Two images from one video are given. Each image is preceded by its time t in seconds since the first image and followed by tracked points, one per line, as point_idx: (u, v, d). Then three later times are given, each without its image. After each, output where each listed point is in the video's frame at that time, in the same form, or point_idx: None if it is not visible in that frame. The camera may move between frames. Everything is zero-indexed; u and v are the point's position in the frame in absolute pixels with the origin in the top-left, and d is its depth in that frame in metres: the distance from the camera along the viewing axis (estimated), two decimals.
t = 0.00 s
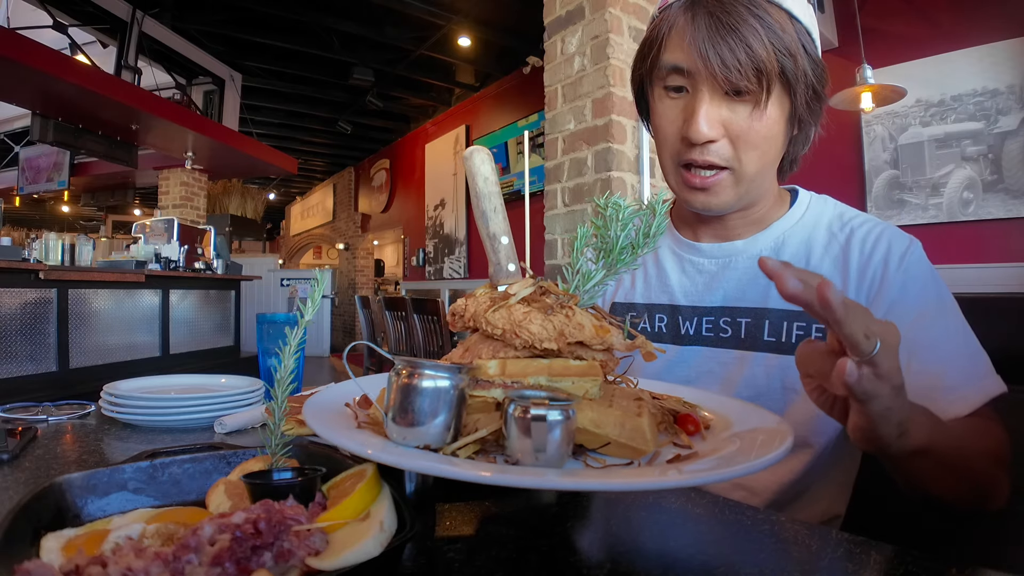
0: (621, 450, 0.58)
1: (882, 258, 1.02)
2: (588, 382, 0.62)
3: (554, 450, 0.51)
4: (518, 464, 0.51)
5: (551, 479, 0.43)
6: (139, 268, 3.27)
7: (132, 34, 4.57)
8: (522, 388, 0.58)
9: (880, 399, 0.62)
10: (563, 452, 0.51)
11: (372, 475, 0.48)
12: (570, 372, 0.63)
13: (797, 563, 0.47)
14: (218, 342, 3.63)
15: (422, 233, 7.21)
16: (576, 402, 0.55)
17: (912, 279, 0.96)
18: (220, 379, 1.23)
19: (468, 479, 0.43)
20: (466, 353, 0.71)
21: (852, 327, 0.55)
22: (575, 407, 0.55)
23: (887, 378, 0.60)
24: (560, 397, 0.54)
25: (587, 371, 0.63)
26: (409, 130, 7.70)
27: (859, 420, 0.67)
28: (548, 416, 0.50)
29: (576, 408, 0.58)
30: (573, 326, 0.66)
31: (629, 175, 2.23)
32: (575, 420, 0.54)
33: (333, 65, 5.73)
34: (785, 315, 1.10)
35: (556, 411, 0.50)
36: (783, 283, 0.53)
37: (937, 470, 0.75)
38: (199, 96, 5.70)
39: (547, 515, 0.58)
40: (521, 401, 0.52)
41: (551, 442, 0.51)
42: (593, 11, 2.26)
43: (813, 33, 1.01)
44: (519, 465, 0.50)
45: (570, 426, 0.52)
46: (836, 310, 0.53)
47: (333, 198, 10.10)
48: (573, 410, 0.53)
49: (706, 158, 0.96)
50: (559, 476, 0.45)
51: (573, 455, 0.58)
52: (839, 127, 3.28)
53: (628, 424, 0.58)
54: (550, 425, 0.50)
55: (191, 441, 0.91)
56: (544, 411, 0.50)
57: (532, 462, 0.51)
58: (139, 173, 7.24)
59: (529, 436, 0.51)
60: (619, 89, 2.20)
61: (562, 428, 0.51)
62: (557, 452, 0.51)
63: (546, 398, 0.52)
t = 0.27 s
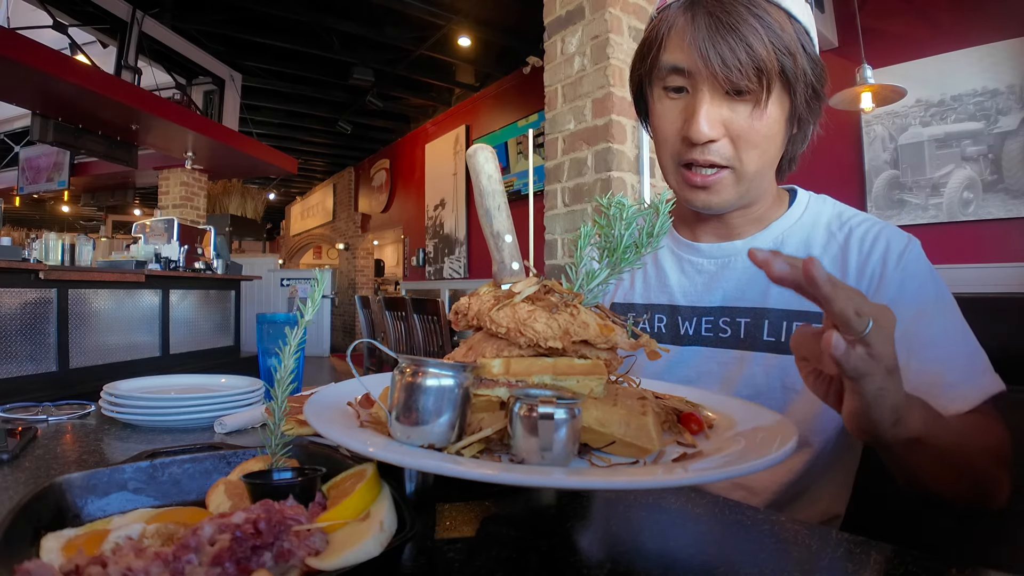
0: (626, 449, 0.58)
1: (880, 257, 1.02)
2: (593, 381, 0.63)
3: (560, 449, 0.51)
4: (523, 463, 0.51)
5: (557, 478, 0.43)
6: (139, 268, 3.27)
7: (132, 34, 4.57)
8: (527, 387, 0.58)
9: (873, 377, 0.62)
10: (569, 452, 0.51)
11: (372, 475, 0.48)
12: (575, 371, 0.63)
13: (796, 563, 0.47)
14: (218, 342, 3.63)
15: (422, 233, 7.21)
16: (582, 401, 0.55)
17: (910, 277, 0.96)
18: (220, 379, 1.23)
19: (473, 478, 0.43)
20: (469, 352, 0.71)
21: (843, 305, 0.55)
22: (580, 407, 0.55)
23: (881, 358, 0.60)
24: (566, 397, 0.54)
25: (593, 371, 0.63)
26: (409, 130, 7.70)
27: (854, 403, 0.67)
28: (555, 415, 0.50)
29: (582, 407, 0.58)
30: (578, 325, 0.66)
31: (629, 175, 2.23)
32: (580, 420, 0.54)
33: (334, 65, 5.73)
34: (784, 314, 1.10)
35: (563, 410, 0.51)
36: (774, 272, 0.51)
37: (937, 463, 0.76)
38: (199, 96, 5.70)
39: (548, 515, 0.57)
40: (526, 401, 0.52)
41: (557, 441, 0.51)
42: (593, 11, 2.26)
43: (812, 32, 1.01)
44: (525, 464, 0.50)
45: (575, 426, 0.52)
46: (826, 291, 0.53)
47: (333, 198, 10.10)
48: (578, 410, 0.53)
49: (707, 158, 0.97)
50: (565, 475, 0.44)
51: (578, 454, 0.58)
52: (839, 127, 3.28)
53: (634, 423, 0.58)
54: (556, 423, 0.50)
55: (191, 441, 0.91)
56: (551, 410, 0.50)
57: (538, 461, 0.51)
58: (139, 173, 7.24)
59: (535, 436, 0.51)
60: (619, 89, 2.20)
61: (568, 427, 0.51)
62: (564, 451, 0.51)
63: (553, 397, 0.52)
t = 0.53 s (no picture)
0: (623, 454, 0.58)
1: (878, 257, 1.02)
2: (592, 386, 0.63)
3: (557, 455, 0.51)
4: (521, 470, 0.51)
5: (554, 486, 0.43)
6: (139, 268, 3.27)
7: (132, 34, 4.57)
8: (524, 392, 0.58)
9: (883, 305, 0.60)
10: (566, 457, 0.51)
11: (372, 476, 0.48)
12: (573, 377, 0.63)
13: (796, 563, 0.48)
14: (218, 342, 3.63)
15: (422, 233, 7.21)
16: (580, 406, 0.55)
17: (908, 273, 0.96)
18: (221, 379, 1.23)
19: (468, 486, 0.42)
20: (468, 356, 0.71)
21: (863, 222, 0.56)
22: (577, 412, 0.55)
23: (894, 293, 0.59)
24: (564, 403, 0.54)
25: (591, 376, 0.63)
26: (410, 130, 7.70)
27: (860, 338, 0.64)
28: (551, 422, 0.50)
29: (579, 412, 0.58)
30: (575, 330, 0.66)
31: (629, 175, 2.23)
32: (577, 425, 0.54)
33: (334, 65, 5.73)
34: (784, 314, 1.10)
35: (559, 417, 0.50)
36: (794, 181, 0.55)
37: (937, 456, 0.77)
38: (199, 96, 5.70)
39: (547, 515, 0.57)
40: (524, 406, 0.52)
41: (553, 446, 0.51)
42: (593, 11, 2.26)
43: (812, 27, 1.03)
44: (522, 470, 0.50)
45: (573, 431, 0.52)
46: (850, 201, 0.53)
47: (333, 198, 10.10)
48: (576, 416, 0.53)
49: (715, 149, 0.95)
50: (563, 482, 0.44)
51: (576, 459, 0.58)
52: (839, 127, 3.28)
53: (632, 428, 0.58)
54: (553, 430, 0.50)
55: (191, 441, 0.91)
56: (547, 416, 0.50)
57: (535, 467, 0.51)
58: (139, 173, 7.24)
59: (532, 442, 0.51)
60: (619, 89, 2.20)
61: (565, 433, 0.51)
62: (560, 457, 0.51)
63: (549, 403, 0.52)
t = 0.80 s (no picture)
0: (623, 450, 0.58)
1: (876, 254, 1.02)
2: (589, 382, 0.62)
3: (556, 451, 0.51)
4: (520, 464, 0.51)
5: (552, 480, 0.43)
6: (139, 267, 3.27)
7: (132, 34, 4.58)
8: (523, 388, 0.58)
9: (869, 318, 0.57)
10: (564, 452, 0.51)
11: (372, 475, 0.48)
12: (571, 372, 0.63)
13: (797, 563, 0.47)
14: (218, 342, 3.63)
15: (422, 233, 7.21)
16: (578, 401, 0.55)
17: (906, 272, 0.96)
18: (221, 379, 1.23)
19: (468, 479, 0.43)
20: (466, 353, 0.71)
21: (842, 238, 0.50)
22: (576, 407, 0.55)
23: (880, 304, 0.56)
24: (562, 398, 0.54)
25: (589, 372, 0.63)
26: (410, 130, 7.71)
27: (847, 350, 0.62)
28: (549, 416, 0.50)
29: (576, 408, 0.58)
30: (573, 326, 0.66)
31: (629, 175, 2.23)
32: (576, 420, 0.54)
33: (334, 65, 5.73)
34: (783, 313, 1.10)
35: (558, 411, 0.50)
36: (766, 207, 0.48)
37: (937, 458, 0.75)
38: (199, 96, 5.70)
39: (546, 514, 0.57)
40: (522, 401, 0.52)
41: (552, 442, 0.51)
42: (593, 11, 2.26)
43: (811, 27, 1.03)
44: (520, 465, 0.50)
45: (571, 426, 0.52)
46: (828, 222, 0.48)
47: (333, 198, 10.10)
48: (574, 411, 0.53)
49: (712, 147, 0.95)
50: (560, 476, 0.45)
51: (575, 456, 0.58)
52: (839, 126, 3.28)
53: (631, 423, 0.57)
54: (551, 425, 0.50)
55: (191, 441, 0.91)
56: (545, 411, 0.50)
57: (534, 462, 0.51)
58: (139, 173, 7.24)
59: (530, 437, 0.51)
60: (619, 89, 2.20)
61: (564, 428, 0.51)
62: (558, 452, 0.51)
63: (547, 398, 0.52)
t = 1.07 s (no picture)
0: (625, 451, 0.58)
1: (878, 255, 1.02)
2: (593, 385, 0.62)
3: (560, 453, 0.51)
4: (524, 468, 0.51)
5: (556, 484, 0.43)
6: (139, 267, 3.27)
7: (132, 34, 4.58)
8: (527, 391, 0.58)
9: (873, 279, 0.72)
10: (570, 456, 0.51)
11: (372, 476, 0.48)
12: (575, 375, 0.63)
13: (796, 563, 0.47)
14: (218, 342, 3.63)
15: (422, 233, 7.21)
16: (582, 404, 0.55)
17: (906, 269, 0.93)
18: (221, 379, 1.23)
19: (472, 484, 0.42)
20: (469, 357, 0.71)
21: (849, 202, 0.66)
22: (580, 409, 0.55)
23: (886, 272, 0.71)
24: (567, 402, 0.54)
25: (592, 374, 0.63)
26: (410, 130, 7.71)
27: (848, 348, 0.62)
28: (555, 420, 0.50)
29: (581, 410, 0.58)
30: (577, 329, 0.66)
31: (629, 175, 2.23)
32: (580, 424, 0.54)
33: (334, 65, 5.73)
34: (782, 313, 1.10)
35: (563, 414, 0.51)
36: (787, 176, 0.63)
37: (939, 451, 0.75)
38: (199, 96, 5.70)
39: (548, 514, 0.57)
40: (527, 405, 0.52)
41: (557, 445, 0.51)
42: (593, 11, 2.26)
43: (810, 27, 1.03)
44: (526, 469, 0.50)
45: (576, 429, 0.52)
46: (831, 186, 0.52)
47: (333, 198, 10.10)
48: (579, 414, 0.53)
49: (710, 149, 0.95)
50: (565, 480, 0.44)
51: (578, 457, 0.58)
52: (839, 126, 3.28)
53: (633, 426, 0.58)
54: (556, 428, 0.50)
55: (191, 441, 0.91)
56: (551, 414, 0.50)
57: (538, 466, 0.51)
58: (139, 173, 7.25)
59: (535, 440, 0.51)
60: (619, 89, 2.20)
61: (569, 431, 0.51)
62: (564, 455, 0.51)
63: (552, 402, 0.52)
